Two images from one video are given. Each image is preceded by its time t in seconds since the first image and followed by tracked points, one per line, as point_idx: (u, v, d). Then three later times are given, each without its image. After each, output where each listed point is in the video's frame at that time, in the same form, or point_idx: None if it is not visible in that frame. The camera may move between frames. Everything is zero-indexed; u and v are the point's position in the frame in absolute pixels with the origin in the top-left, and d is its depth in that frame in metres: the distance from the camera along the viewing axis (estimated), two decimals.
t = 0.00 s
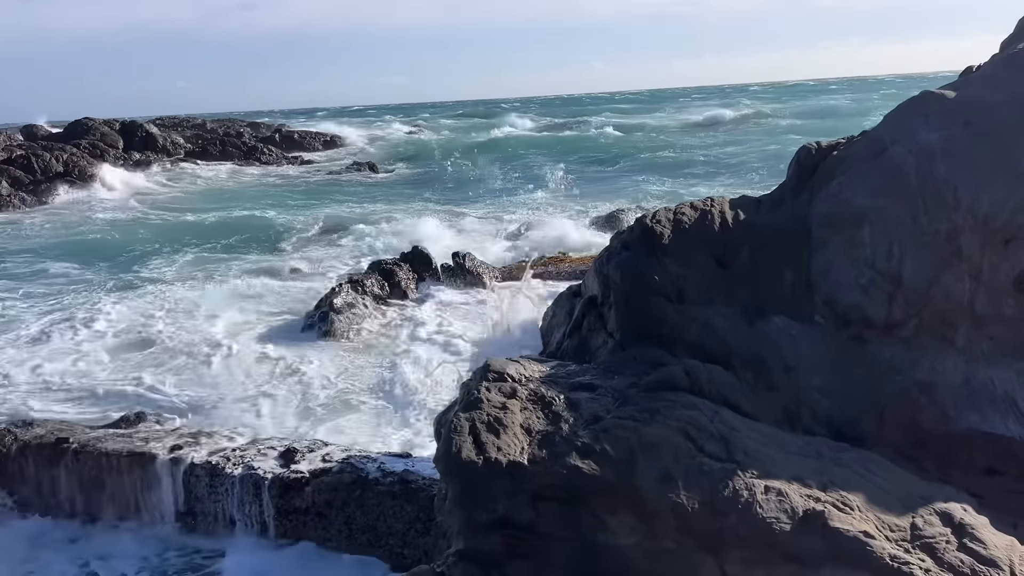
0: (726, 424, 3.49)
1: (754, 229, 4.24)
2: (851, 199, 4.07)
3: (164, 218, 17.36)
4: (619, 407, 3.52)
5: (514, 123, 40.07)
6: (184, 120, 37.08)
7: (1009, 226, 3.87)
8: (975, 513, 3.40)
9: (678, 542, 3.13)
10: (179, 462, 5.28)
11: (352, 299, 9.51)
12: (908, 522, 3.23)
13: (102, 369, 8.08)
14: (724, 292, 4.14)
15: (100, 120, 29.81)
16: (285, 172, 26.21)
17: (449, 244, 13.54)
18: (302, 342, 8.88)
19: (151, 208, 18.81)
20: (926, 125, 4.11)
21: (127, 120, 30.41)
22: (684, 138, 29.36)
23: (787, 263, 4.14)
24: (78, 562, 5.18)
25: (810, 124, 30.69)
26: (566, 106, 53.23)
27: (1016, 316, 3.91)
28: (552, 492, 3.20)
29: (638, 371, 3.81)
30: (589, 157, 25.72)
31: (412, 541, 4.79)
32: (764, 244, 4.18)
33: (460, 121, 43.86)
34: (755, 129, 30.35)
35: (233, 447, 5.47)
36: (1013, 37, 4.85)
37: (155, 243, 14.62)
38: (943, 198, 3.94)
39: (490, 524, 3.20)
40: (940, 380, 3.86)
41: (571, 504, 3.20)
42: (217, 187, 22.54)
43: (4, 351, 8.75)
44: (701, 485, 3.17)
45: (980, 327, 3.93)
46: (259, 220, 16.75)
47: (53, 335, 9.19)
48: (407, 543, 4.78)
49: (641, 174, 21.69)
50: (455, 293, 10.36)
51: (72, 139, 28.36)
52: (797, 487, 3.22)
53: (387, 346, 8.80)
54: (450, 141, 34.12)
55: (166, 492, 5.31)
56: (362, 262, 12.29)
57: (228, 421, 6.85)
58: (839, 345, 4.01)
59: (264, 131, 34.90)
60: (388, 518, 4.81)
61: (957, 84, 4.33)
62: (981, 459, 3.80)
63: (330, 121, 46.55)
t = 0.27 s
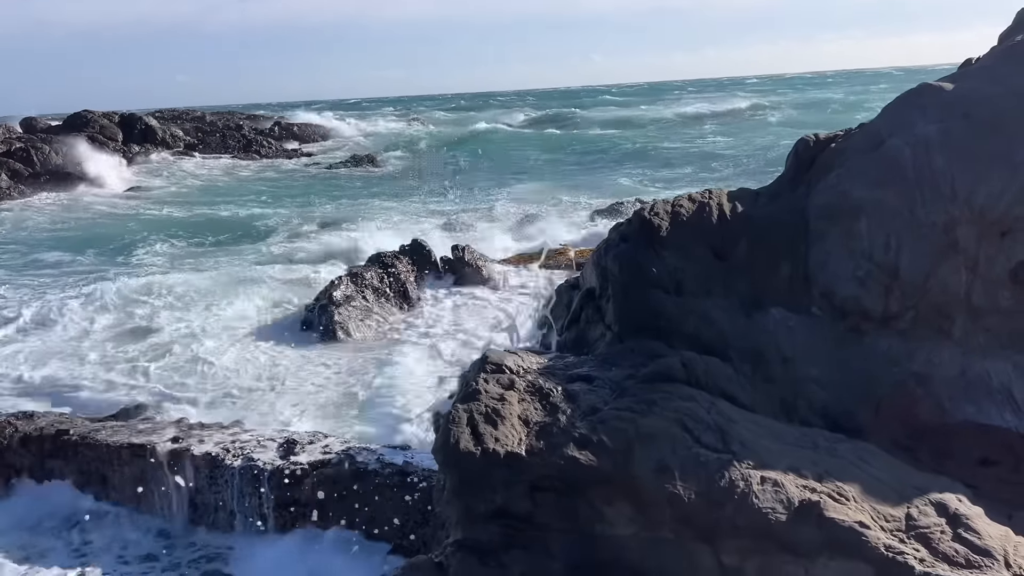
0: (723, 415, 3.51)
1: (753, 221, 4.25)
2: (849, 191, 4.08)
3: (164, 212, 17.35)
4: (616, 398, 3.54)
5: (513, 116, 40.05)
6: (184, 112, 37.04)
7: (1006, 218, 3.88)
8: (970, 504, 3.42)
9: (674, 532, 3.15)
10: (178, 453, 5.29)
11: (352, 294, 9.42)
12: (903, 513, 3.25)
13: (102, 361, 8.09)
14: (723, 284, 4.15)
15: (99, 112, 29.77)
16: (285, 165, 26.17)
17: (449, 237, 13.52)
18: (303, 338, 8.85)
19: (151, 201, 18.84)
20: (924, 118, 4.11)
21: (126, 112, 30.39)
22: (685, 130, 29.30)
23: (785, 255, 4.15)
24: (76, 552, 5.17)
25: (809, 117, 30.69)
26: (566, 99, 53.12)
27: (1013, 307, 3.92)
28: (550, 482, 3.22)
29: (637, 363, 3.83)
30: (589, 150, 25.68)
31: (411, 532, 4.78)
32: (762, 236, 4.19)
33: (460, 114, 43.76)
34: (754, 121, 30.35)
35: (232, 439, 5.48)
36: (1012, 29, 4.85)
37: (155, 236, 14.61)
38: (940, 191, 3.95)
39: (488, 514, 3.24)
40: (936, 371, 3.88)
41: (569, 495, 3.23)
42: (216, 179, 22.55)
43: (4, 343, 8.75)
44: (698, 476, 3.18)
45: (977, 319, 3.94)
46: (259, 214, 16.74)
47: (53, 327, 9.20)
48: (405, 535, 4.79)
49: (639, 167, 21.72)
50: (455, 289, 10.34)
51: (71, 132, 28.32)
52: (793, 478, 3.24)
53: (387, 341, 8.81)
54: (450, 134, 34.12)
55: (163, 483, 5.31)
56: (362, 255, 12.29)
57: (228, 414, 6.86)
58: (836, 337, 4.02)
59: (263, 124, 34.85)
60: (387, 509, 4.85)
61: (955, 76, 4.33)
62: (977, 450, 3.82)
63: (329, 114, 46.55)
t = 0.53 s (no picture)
0: (723, 408, 3.51)
1: (753, 214, 4.24)
2: (849, 185, 4.07)
3: (163, 206, 17.33)
4: (616, 392, 3.54)
5: (513, 109, 40.00)
6: (183, 106, 37.00)
7: (1007, 211, 3.83)
8: (970, 497, 3.42)
9: (674, 525, 3.15)
10: (179, 447, 5.31)
11: (353, 290, 9.37)
12: (902, 506, 3.25)
13: (100, 355, 8.08)
14: (723, 278, 4.15)
15: (99, 106, 29.75)
16: (284, 159, 26.12)
17: (448, 231, 13.49)
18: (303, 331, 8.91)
19: (151, 195, 18.84)
20: (924, 111, 4.10)
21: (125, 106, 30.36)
22: (685, 124, 29.26)
23: (785, 249, 4.15)
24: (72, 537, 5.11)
25: (810, 110, 30.64)
26: (566, 93, 53.01)
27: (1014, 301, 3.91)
28: (550, 475, 3.22)
29: (636, 357, 3.84)
30: (589, 144, 25.63)
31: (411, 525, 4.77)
32: (762, 230, 4.19)
33: (459, 108, 43.69)
34: (754, 115, 30.30)
35: (233, 433, 5.49)
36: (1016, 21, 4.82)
37: (154, 230, 14.61)
38: (940, 184, 3.94)
39: (487, 507, 3.25)
40: (936, 365, 3.87)
41: (568, 487, 3.23)
42: (216, 174, 22.54)
43: (2, 337, 8.74)
44: (698, 469, 3.18)
45: (978, 312, 3.93)
46: (257, 208, 16.71)
47: (51, 321, 9.19)
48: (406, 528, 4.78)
49: (640, 160, 21.70)
50: (456, 289, 10.25)
51: (69, 126, 28.27)
52: (793, 471, 3.25)
53: (386, 336, 8.80)
54: (450, 128, 34.10)
55: (163, 476, 5.32)
56: (361, 249, 12.27)
57: (227, 407, 6.85)
58: (836, 330, 4.02)
59: (262, 118, 34.78)
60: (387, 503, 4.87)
61: (956, 69, 4.30)
62: (977, 443, 3.81)
63: (329, 108, 46.48)
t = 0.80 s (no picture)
0: (722, 403, 3.51)
1: (752, 209, 4.24)
2: (849, 179, 4.06)
3: (162, 201, 17.29)
4: (615, 386, 3.54)
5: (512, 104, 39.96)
6: (183, 101, 36.95)
7: (1006, 206, 3.83)
8: (969, 492, 3.42)
9: (672, 519, 3.16)
10: (177, 441, 5.31)
11: (351, 284, 9.36)
12: (900, 500, 3.25)
13: (101, 350, 8.08)
14: (722, 272, 4.15)
15: (97, 101, 29.71)
16: (283, 154, 26.12)
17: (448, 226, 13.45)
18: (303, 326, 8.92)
19: (150, 190, 18.83)
20: (925, 105, 4.09)
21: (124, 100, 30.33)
22: (685, 118, 29.23)
23: (784, 243, 4.14)
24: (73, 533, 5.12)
25: (810, 105, 30.60)
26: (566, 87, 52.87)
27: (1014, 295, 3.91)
28: (548, 470, 3.23)
29: (635, 352, 3.84)
30: (588, 139, 25.61)
31: (410, 519, 4.78)
32: (761, 224, 4.18)
33: (459, 102, 43.61)
34: (754, 109, 30.28)
35: (231, 428, 5.49)
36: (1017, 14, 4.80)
37: (153, 224, 14.61)
38: (940, 179, 3.93)
39: (486, 502, 3.26)
40: (935, 360, 3.87)
41: (567, 482, 3.23)
42: (215, 168, 22.54)
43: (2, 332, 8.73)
44: (696, 463, 3.18)
45: (978, 307, 3.93)
46: (256, 203, 16.67)
47: (50, 316, 9.18)
48: (405, 522, 4.77)
49: (639, 155, 21.69)
50: (456, 285, 10.22)
51: (68, 121, 28.26)
52: (791, 465, 3.25)
53: (386, 330, 8.78)
54: (449, 123, 34.07)
55: (162, 470, 5.33)
56: (361, 243, 12.24)
57: (226, 402, 6.84)
58: (835, 325, 4.02)
59: (261, 112, 34.68)
60: (386, 496, 4.85)
61: (957, 63, 4.29)
62: (976, 437, 3.81)
63: (328, 102, 46.40)
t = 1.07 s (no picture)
0: (721, 400, 3.50)
1: (752, 205, 4.23)
2: (849, 175, 4.05)
3: (162, 197, 17.28)
4: (614, 382, 3.54)
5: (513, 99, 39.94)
6: (183, 96, 36.94)
7: (1006, 202, 3.82)
8: (968, 488, 3.41)
9: (672, 515, 3.15)
10: (177, 437, 5.31)
11: (351, 280, 9.40)
12: (900, 497, 3.25)
13: (101, 346, 8.08)
14: (721, 269, 4.14)
15: (98, 96, 29.71)
16: (284, 149, 26.12)
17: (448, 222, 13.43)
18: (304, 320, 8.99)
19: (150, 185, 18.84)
20: (925, 101, 4.08)
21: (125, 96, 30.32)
22: (685, 114, 29.22)
23: (784, 240, 4.13)
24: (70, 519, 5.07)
25: (810, 100, 30.56)
26: (567, 83, 52.79)
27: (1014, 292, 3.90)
28: (547, 466, 3.22)
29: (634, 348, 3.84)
30: (588, 134, 25.60)
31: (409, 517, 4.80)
32: (761, 220, 4.16)
33: (459, 97, 43.60)
34: (754, 105, 30.25)
35: (231, 423, 5.49)
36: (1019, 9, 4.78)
37: (153, 220, 14.63)
38: (940, 175, 3.92)
39: (485, 498, 3.26)
40: (935, 356, 3.87)
41: (565, 478, 3.23)
42: (215, 164, 22.54)
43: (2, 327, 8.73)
44: (695, 460, 3.18)
45: (978, 303, 3.92)
46: (256, 199, 16.65)
47: (49, 312, 9.17)
48: (403, 517, 4.79)
49: (640, 150, 21.68)
50: (457, 281, 10.19)
51: (69, 117, 28.28)
52: (791, 462, 3.25)
53: (385, 326, 8.77)
54: (449, 118, 34.06)
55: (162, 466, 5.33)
56: (360, 239, 12.22)
57: (225, 398, 6.84)
58: (835, 322, 4.01)
59: (262, 106, 34.63)
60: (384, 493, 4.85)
61: (957, 58, 4.28)
62: (976, 434, 3.80)
63: (328, 98, 46.39)
